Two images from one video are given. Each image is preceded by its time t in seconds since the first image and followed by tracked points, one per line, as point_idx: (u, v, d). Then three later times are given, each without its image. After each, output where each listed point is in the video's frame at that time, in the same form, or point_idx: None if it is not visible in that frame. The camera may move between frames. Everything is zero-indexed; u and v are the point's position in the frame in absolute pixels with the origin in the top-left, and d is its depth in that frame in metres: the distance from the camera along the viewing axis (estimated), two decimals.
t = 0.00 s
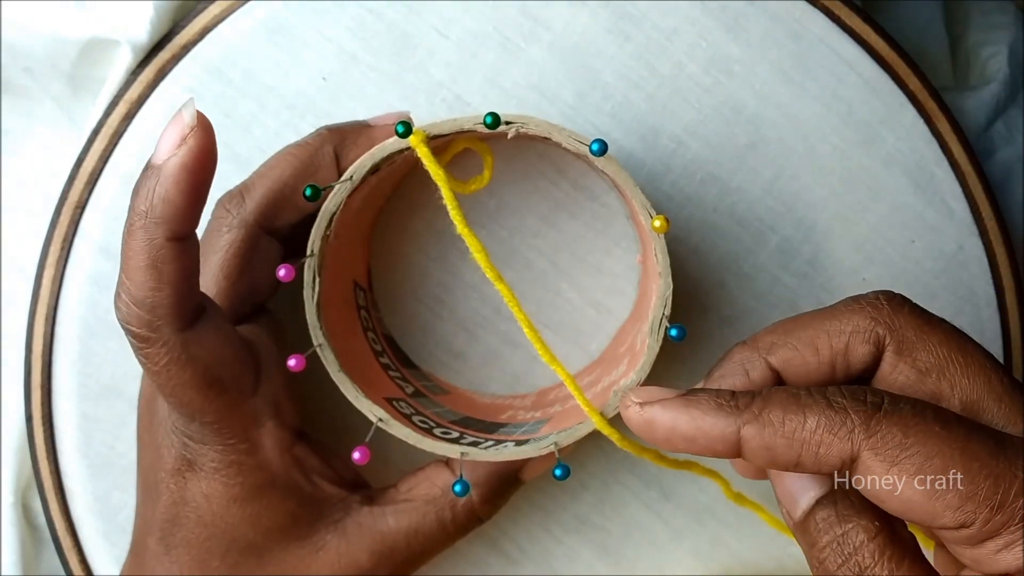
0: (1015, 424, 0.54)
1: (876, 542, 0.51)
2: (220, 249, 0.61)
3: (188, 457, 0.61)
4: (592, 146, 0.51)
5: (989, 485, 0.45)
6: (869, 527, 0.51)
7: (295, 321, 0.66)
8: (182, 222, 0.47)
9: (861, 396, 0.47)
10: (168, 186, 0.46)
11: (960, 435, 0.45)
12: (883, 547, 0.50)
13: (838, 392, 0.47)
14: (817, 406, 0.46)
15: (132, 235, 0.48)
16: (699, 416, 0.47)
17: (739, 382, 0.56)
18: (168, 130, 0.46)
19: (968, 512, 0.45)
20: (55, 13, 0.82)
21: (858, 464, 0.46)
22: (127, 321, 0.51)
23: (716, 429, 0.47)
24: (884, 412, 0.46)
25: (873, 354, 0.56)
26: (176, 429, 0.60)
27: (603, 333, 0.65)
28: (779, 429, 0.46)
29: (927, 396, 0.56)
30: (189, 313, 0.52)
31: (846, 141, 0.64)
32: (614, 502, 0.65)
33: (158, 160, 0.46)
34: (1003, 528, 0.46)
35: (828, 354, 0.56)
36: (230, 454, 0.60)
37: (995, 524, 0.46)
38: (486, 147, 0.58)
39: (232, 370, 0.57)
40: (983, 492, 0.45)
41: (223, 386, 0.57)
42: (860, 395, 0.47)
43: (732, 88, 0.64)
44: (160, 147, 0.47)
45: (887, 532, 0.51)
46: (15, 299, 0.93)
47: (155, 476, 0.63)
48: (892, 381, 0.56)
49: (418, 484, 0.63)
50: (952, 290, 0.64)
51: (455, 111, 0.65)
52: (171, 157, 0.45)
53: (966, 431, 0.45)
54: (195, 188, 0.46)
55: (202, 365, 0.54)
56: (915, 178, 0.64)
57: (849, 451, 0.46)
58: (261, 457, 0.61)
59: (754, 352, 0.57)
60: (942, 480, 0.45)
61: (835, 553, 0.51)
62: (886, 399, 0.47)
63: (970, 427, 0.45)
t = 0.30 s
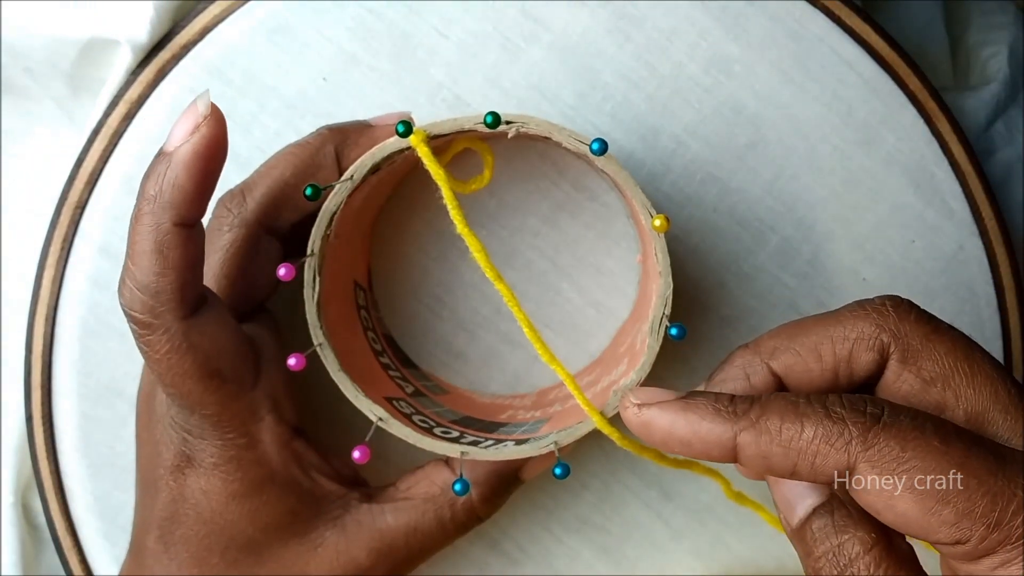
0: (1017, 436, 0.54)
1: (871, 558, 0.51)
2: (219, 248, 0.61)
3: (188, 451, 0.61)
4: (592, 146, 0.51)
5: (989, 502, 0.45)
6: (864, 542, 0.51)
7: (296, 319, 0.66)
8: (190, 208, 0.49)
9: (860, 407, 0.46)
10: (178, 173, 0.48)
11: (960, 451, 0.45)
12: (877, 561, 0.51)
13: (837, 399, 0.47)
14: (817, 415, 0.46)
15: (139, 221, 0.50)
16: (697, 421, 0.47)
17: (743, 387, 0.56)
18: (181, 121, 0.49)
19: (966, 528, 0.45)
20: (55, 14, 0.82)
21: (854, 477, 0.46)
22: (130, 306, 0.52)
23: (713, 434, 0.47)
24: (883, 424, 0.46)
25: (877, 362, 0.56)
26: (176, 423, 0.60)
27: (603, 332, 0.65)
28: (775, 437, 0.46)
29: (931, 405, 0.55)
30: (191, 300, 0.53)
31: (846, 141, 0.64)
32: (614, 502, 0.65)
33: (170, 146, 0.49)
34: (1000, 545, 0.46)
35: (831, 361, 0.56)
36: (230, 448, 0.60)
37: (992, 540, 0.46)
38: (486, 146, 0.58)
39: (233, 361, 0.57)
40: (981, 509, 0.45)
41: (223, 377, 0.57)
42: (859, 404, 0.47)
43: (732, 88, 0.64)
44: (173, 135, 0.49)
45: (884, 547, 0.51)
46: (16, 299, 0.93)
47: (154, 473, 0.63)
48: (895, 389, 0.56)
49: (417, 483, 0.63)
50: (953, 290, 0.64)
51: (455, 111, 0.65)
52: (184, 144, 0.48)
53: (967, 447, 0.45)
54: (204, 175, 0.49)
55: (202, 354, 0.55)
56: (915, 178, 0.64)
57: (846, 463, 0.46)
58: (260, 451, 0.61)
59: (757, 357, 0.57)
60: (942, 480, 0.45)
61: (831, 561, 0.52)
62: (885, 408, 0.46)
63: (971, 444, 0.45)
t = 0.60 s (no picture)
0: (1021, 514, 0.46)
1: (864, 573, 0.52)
2: (220, 247, 0.61)
3: (189, 447, 0.61)
4: (593, 145, 0.51)
5: None
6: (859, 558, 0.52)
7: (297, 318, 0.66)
8: (203, 199, 0.50)
9: (840, 465, 0.45)
10: (190, 165, 0.48)
11: (925, 537, 0.43)
12: None
13: (822, 449, 0.46)
14: (793, 466, 0.46)
15: (149, 212, 0.50)
16: (679, 444, 0.48)
17: (746, 399, 0.54)
18: (194, 114, 0.49)
19: None
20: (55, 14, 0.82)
21: (821, 529, 0.46)
22: (137, 297, 0.52)
23: (693, 458, 0.48)
24: (857, 490, 0.44)
25: (886, 402, 0.50)
26: (179, 418, 0.60)
27: (603, 332, 0.65)
28: (750, 477, 0.46)
29: (936, 458, 0.49)
30: (197, 292, 0.53)
31: (846, 141, 0.64)
32: (614, 501, 0.65)
33: (183, 137, 0.49)
34: None
35: (840, 391, 0.51)
36: (231, 445, 0.60)
37: None
38: (486, 144, 0.58)
39: (237, 356, 0.57)
40: None
41: (227, 371, 0.57)
42: (842, 458, 0.45)
43: (732, 88, 0.64)
44: (185, 128, 0.49)
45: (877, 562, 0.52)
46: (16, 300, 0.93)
47: (154, 471, 0.63)
48: (902, 431, 0.50)
49: (417, 481, 0.63)
50: (953, 290, 0.64)
51: (455, 111, 0.65)
52: (197, 137, 0.48)
53: (936, 532, 0.43)
54: (217, 168, 0.49)
55: (207, 347, 0.55)
56: (915, 178, 0.64)
57: (812, 517, 0.46)
58: (261, 448, 0.62)
59: (763, 373, 0.54)
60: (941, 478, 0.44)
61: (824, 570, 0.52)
62: (868, 469, 0.45)
63: (941, 527, 0.44)
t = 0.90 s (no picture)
0: (1020, 526, 0.45)
1: None
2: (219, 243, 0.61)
3: (189, 446, 0.61)
4: (594, 146, 0.51)
5: None
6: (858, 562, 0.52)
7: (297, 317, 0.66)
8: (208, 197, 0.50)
9: (835, 476, 0.45)
10: (196, 163, 0.49)
11: (916, 550, 0.43)
12: None
13: (818, 457, 0.46)
14: (788, 475, 0.45)
15: (154, 207, 0.50)
16: (677, 451, 0.48)
17: (749, 402, 0.55)
18: (202, 112, 0.49)
19: None
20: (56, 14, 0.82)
21: (815, 537, 0.46)
22: (138, 293, 0.52)
23: (691, 465, 0.48)
24: (851, 500, 0.44)
25: (888, 409, 0.50)
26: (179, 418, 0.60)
27: (603, 332, 0.65)
28: (746, 485, 0.46)
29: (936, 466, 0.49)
30: (198, 289, 0.53)
31: (846, 141, 0.64)
32: (614, 501, 0.65)
33: (190, 133, 0.49)
34: None
35: (842, 396, 0.51)
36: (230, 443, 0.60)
37: None
38: (485, 145, 0.58)
39: (237, 354, 0.58)
40: None
41: (228, 368, 0.57)
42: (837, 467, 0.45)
43: (732, 88, 0.64)
44: (192, 124, 0.49)
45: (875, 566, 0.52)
46: (16, 300, 0.93)
47: (153, 470, 0.63)
48: (904, 439, 0.50)
49: (417, 480, 0.63)
50: (953, 290, 0.64)
51: (455, 111, 0.65)
52: (204, 134, 0.48)
53: (928, 545, 0.43)
54: (223, 165, 0.49)
55: (207, 346, 0.55)
56: (915, 178, 0.64)
57: (807, 526, 0.46)
58: (261, 446, 0.62)
59: (766, 375, 0.54)
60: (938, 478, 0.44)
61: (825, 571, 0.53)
62: (864, 480, 0.44)
63: (934, 540, 0.43)
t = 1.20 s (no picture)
0: (1019, 523, 0.46)
1: None
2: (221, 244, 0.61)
3: (190, 448, 0.61)
4: (595, 148, 0.51)
5: None
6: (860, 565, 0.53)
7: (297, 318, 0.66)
8: (227, 228, 0.50)
9: (835, 475, 0.45)
10: (224, 199, 0.49)
11: (917, 548, 0.43)
12: None
13: (819, 457, 0.46)
14: (789, 475, 0.45)
15: (173, 229, 0.50)
16: (677, 452, 0.48)
17: (750, 400, 0.55)
18: (240, 147, 0.49)
19: None
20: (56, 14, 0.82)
21: (816, 537, 0.46)
22: (144, 314, 0.52)
23: (691, 466, 0.48)
24: (852, 500, 0.44)
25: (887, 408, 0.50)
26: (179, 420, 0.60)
27: (603, 332, 0.65)
28: (747, 485, 0.46)
29: (935, 464, 0.49)
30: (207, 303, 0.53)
31: (846, 141, 0.64)
32: (614, 501, 0.65)
33: (221, 167, 0.49)
34: None
35: (841, 395, 0.51)
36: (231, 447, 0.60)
37: None
38: (486, 146, 0.58)
39: (240, 357, 0.58)
40: None
41: (229, 379, 0.57)
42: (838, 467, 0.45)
43: (732, 88, 0.64)
44: (225, 157, 0.49)
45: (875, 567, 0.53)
46: (16, 299, 0.93)
47: (154, 471, 0.63)
48: (902, 437, 0.50)
49: (418, 481, 0.63)
50: (953, 290, 0.64)
51: (455, 111, 0.65)
52: (238, 171, 0.48)
53: (929, 544, 0.43)
54: (251, 201, 0.49)
55: (210, 350, 0.55)
56: (915, 178, 0.64)
57: (808, 526, 0.46)
58: (262, 448, 0.61)
59: (767, 374, 0.54)
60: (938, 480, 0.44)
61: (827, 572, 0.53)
62: (864, 479, 0.45)
63: (933, 538, 0.43)
